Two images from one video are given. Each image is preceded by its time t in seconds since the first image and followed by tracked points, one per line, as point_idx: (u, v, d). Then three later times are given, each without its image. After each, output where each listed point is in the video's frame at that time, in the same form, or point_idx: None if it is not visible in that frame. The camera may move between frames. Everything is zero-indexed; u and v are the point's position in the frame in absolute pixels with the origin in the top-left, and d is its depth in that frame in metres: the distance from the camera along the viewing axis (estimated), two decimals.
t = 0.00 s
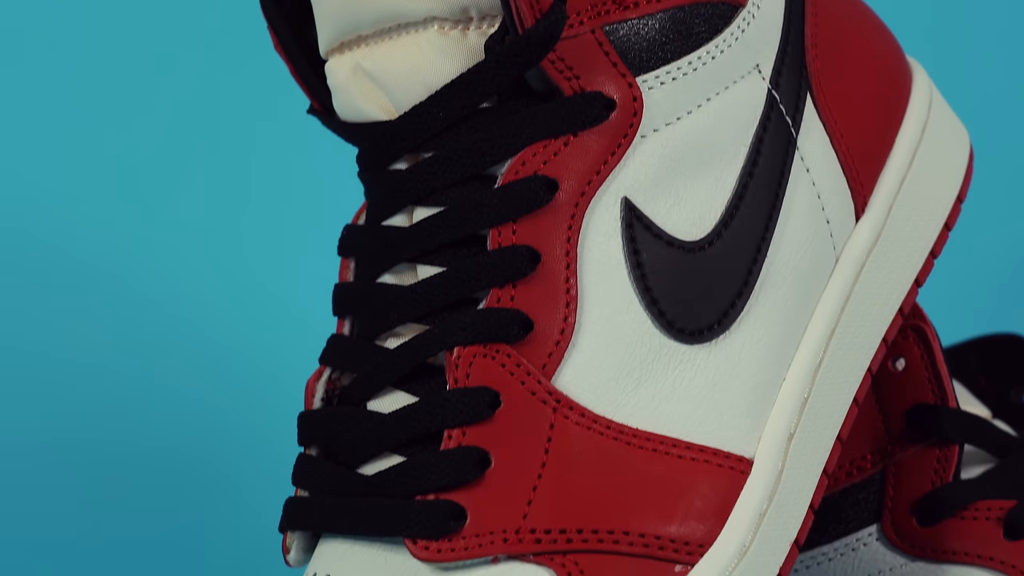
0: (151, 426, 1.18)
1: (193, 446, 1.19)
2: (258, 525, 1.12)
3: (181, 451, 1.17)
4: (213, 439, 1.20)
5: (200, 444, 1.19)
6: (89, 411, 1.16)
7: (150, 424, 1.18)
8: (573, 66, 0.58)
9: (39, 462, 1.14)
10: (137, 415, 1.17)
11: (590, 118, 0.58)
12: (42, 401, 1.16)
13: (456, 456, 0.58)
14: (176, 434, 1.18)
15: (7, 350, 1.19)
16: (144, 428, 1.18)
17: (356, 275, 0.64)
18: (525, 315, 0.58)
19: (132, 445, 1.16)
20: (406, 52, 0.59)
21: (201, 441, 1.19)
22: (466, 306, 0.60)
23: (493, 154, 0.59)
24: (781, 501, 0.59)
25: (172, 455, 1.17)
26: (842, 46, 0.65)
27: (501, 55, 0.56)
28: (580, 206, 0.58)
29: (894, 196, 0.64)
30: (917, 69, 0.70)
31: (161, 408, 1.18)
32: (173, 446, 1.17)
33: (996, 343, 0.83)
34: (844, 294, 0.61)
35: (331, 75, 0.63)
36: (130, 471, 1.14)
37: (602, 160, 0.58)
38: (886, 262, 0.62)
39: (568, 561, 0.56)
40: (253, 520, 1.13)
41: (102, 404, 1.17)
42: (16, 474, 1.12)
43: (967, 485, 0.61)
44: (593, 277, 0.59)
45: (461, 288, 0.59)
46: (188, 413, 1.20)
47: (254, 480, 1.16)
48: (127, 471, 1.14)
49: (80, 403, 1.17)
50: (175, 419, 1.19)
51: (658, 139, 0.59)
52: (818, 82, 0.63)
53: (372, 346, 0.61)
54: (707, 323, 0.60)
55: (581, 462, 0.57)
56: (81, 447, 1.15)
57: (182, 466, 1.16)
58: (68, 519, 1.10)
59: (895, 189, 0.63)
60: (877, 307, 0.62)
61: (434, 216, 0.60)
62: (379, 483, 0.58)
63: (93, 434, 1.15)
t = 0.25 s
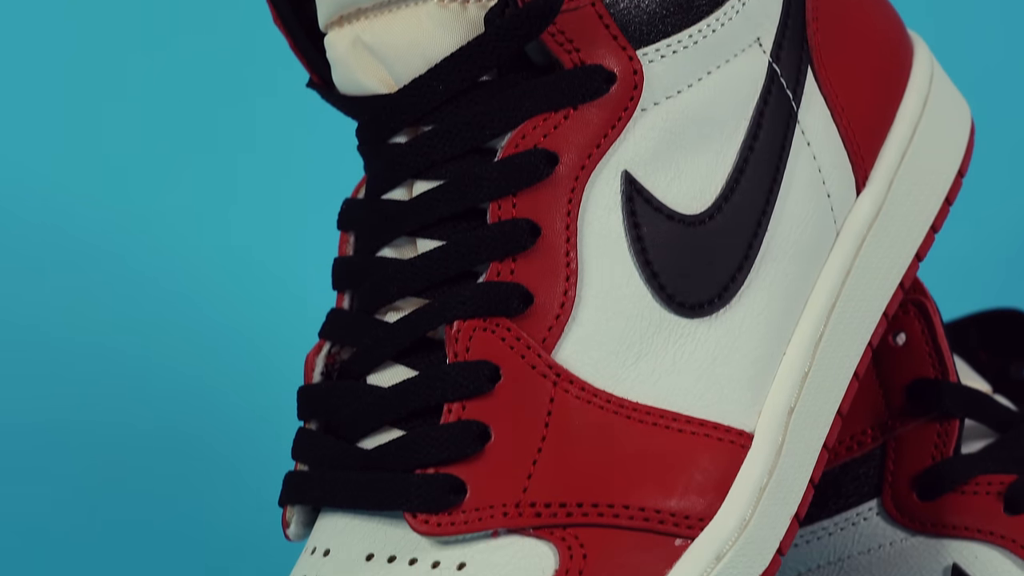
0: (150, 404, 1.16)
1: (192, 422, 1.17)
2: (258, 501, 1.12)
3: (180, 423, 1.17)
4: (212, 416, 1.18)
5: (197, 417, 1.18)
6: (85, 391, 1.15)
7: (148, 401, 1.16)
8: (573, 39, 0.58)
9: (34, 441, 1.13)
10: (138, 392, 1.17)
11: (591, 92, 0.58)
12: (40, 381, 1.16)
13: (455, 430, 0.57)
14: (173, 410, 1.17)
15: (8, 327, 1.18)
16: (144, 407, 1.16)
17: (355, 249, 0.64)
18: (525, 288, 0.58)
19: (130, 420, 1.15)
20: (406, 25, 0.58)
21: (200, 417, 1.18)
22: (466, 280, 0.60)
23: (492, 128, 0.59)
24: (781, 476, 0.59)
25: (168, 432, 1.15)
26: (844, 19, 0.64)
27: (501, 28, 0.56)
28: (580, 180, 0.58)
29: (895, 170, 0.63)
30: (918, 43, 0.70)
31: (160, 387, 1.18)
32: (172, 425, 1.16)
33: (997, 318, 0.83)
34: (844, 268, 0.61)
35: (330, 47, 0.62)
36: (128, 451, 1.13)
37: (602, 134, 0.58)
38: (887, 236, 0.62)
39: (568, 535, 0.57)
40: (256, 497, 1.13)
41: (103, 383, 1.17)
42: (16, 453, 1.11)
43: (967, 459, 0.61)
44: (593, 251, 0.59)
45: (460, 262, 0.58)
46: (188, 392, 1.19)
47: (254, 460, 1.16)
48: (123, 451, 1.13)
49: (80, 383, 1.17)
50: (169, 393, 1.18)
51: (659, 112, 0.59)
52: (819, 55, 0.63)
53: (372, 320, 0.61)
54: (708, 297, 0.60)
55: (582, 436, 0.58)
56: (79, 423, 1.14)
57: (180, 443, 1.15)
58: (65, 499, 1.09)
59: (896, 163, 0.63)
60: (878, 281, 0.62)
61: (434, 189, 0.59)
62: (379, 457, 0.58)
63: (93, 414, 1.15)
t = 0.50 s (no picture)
0: (136, 382, 1.11)
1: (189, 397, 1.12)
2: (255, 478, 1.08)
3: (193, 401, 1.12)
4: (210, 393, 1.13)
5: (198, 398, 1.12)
6: (75, 367, 1.11)
7: (136, 381, 1.11)
8: (573, 12, 0.57)
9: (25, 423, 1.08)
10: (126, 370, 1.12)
11: (590, 65, 0.57)
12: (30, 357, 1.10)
13: (455, 404, 0.57)
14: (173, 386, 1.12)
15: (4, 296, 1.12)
16: (131, 386, 1.11)
17: (355, 223, 0.64)
18: (525, 262, 0.58)
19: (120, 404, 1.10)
20: None
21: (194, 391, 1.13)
22: (466, 254, 0.60)
23: (492, 101, 0.58)
24: (782, 450, 0.59)
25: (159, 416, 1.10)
26: None
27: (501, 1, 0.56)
28: (580, 153, 0.58)
29: (896, 144, 0.63)
30: (920, 18, 0.70)
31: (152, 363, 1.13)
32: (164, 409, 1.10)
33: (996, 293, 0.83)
34: (845, 242, 0.61)
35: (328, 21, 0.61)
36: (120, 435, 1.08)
37: (602, 107, 0.58)
38: (887, 210, 0.62)
39: (568, 509, 0.57)
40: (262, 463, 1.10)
41: (91, 360, 1.11)
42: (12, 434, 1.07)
43: (967, 434, 0.61)
44: (593, 224, 0.58)
45: (460, 236, 0.58)
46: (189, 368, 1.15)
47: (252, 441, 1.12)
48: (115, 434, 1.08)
49: (59, 353, 1.12)
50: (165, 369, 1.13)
51: (659, 86, 0.59)
52: (821, 28, 0.63)
53: (372, 294, 0.61)
54: (709, 271, 0.59)
55: (582, 409, 0.58)
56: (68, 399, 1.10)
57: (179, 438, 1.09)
58: (61, 482, 1.05)
59: (897, 137, 0.63)
60: (879, 256, 0.61)
61: (434, 163, 0.59)
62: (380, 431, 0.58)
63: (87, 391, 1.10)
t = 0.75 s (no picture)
0: (125, 356, 1.10)
1: (178, 371, 1.11)
2: (256, 460, 1.07)
3: (180, 376, 1.11)
4: (200, 369, 1.12)
5: (187, 374, 1.11)
6: (70, 347, 1.10)
7: (124, 356, 1.10)
8: None
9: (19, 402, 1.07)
10: (116, 346, 1.10)
11: (591, 38, 0.57)
12: (25, 334, 1.09)
13: (455, 378, 0.57)
14: (162, 359, 1.11)
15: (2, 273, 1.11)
16: (120, 360, 1.10)
17: (354, 198, 0.64)
18: (525, 237, 0.58)
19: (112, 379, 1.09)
20: None
21: (183, 365, 1.11)
22: (466, 229, 0.59)
23: (492, 75, 0.58)
24: (782, 424, 0.59)
25: (151, 393, 1.09)
26: None
27: None
28: (580, 127, 0.58)
29: (898, 118, 0.63)
30: None
31: (143, 337, 1.12)
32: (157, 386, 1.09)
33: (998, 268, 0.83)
34: (846, 216, 0.61)
35: None
36: (119, 417, 1.07)
37: (602, 81, 0.58)
38: (888, 185, 0.62)
39: (568, 484, 0.57)
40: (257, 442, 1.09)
41: (80, 334, 1.10)
42: (9, 414, 1.06)
43: (968, 409, 0.61)
44: (593, 198, 0.58)
45: (460, 210, 0.58)
46: (179, 343, 1.13)
47: (249, 420, 1.10)
48: (111, 415, 1.07)
49: (49, 330, 1.10)
50: (155, 343, 1.12)
51: (659, 60, 0.59)
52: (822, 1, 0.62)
53: (372, 268, 0.61)
54: (709, 246, 0.59)
55: (582, 384, 0.58)
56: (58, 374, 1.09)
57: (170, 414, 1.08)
58: (59, 462, 1.05)
59: (898, 111, 0.63)
60: (880, 230, 0.61)
61: (435, 137, 0.59)
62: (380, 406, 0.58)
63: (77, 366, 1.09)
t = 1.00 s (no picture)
0: (116, 331, 1.11)
1: (164, 347, 1.11)
2: (255, 441, 1.08)
3: (170, 351, 1.11)
4: (185, 344, 1.12)
5: (173, 348, 1.12)
6: (68, 328, 1.10)
7: (117, 331, 1.11)
8: None
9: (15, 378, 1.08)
10: (108, 323, 1.11)
11: (590, 12, 0.57)
12: (20, 312, 1.10)
13: (455, 353, 0.57)
14: (148, 334, 1.11)
15: None
16: (110, 336, 1.11)
17: (353, 173, 0.64)
18: (525, 211, 0.58)
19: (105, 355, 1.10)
20: None
21: (169, 340, 1.12)
22: (465, 203, 0.59)
23: (492, 49, 0.58)
24: (782, 399, 0.59)
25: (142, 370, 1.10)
26: None
27: None
28: (580, 101, 0.58)
29: (899, 94, 0.63)
30: None
31: (132, 311, 1.12)
32: (153, 363, 1.10)
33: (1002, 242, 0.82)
34: (847, 191, 0.61)
35: None
36: (119, 398, 1.08)
37: (602, 56, 0.58)
38: (889, 161, 0.61)
39: (568, 458, 0.57)
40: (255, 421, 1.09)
41: (74, 309, 1.11)
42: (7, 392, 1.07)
43: (969, 384, 0.62)
44: (593, 173, 0.58)
45: (459, 185, 0.58)
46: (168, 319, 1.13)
47: (247, 400, 1.10)
48: (107, 391, 1.08)
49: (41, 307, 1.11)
50: (144, 318, 1.12)
51: (660, 34, 0.59)
52: None
53: (371, 243, 0.61)
54: (710, 220, 0.59)
55: (582, 359, 0.57)
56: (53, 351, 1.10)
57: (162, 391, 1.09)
58: (59, 440, 1.06)
59: (900, 86, 0.63)
60: (881, 205, 0.61)
61: (434, 111, 0.59)
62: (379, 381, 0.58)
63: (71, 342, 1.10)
